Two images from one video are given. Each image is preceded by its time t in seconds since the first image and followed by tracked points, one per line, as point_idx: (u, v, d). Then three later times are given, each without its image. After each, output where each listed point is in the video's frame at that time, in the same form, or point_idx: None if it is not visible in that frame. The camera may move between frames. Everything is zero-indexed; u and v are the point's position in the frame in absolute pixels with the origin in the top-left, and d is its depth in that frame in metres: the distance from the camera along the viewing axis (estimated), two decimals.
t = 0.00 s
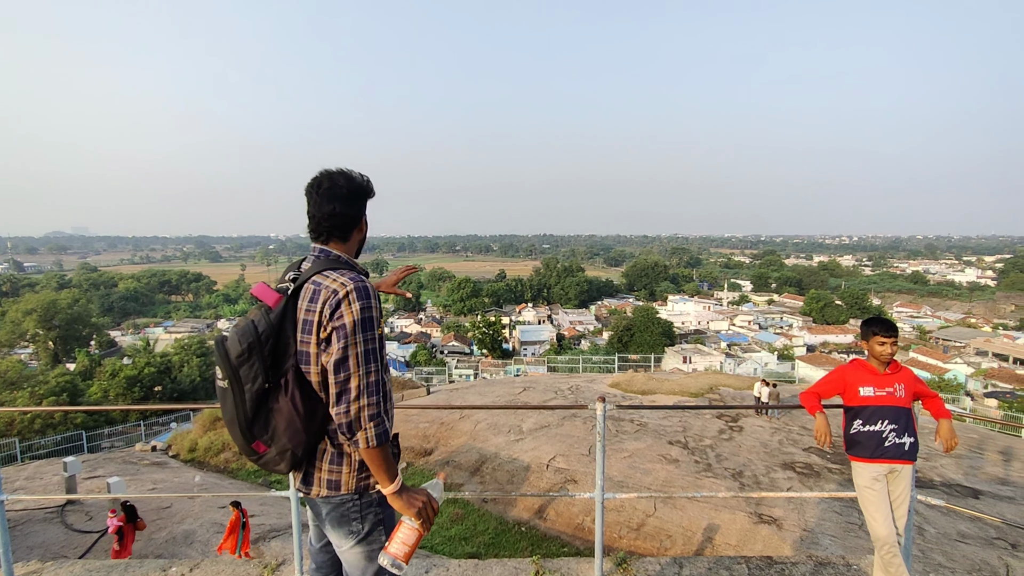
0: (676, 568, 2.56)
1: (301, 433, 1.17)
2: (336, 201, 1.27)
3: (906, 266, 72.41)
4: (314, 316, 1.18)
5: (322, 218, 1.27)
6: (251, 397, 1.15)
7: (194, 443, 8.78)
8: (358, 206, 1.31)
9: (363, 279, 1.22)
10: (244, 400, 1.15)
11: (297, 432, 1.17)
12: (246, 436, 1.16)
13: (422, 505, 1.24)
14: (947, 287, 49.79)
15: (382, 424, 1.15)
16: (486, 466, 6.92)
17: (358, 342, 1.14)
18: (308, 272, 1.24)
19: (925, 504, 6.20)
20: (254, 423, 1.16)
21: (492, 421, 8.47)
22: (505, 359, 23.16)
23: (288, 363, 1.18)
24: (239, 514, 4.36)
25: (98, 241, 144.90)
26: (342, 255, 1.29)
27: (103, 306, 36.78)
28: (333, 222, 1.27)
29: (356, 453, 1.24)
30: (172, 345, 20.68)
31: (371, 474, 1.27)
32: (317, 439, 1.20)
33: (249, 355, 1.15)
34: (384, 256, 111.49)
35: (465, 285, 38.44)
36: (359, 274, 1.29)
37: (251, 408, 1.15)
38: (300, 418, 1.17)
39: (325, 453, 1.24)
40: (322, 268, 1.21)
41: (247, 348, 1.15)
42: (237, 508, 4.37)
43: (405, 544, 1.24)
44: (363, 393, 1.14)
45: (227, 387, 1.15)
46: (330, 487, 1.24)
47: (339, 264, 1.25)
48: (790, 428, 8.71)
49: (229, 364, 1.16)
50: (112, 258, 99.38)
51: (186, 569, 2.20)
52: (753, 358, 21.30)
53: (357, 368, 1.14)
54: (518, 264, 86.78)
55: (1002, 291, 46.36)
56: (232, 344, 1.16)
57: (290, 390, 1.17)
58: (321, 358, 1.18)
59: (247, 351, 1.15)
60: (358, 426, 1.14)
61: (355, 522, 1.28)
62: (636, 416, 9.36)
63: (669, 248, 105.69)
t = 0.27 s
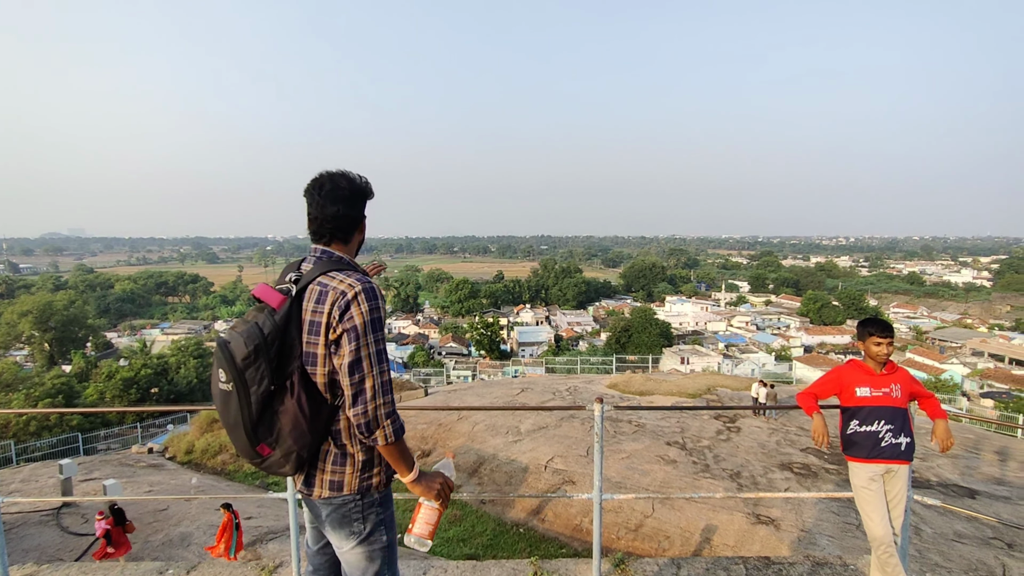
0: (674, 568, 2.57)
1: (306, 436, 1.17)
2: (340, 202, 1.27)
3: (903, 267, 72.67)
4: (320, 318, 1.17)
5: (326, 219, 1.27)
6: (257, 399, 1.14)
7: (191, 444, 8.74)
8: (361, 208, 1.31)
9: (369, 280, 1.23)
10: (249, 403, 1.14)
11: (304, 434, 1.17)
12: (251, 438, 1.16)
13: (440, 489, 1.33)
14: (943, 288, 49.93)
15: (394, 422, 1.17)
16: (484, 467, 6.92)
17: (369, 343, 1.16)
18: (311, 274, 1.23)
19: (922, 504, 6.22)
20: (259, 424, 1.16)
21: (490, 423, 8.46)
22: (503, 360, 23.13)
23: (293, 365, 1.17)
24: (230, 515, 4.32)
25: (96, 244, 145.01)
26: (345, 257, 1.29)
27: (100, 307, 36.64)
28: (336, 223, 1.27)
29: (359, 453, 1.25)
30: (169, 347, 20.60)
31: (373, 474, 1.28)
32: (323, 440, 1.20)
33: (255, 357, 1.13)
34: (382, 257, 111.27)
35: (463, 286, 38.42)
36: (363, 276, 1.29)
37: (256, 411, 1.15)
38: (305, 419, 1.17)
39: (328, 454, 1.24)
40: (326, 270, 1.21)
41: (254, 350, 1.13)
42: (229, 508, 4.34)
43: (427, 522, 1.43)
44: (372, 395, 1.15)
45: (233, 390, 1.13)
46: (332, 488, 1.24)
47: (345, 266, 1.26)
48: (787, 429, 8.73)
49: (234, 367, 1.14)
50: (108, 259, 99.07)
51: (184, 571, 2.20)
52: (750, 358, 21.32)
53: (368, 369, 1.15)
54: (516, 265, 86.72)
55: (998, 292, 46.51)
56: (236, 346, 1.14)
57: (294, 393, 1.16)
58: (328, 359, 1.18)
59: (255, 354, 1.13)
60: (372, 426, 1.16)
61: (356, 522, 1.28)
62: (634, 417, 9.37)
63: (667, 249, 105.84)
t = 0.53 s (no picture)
0: (672, 569, 2.57)
1: (316, 439, 1.16)
2: (346, 203, 1.28)
3: (901, 267, 72.88)
4: (330, 318, 1.17)
5: (333, 220, 1.28)
6: (267, 402, 1.12)
7: (188, 446, 8.72)
8: (366, 210, 1.33)
9: (376, 281, 1.25)
10: (259, 405, 1.12)
11: (314, 437, 1.16)
12: (259, 441, 1.13)
13: (445, 483, 1.36)
14: (940, 288, 50.11)
15: (405, 421, 1.19)
16: (483, 468, 6.91)
17: (381, 343, 1.17)
18: (317, 275, 1.22)
19: (919, 504, 6.24)
20: (268, 427, 1.14)
21: (488, 423, 8.46)
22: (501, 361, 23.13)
23: (302, 366, 1.16)
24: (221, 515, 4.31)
25: (92, 244, 144.65)
26: (350, 258, 1.29)
27: (97, 308, 36.54)
28: (340, 223, 1.28)
29: (364, 453, 1.25)
30: (166, 348, 20.55)
31: (377, 473, 1.27)
32: (332, 441, 1.20)
33: (266, 359, 1.12)
34: (380, 258, 111.19)
35: (461, 287, 38.39)
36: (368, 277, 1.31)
37: (265, 413, 1.13)
38: (313, 421, 1.16)
39: (335, 454, 1.24)
40: (333, 270, 1.21)
41: (265, 352, 1.12)
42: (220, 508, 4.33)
43: (434, 519, 1.42)
44: (384, 395, 1.16)
45: (242, 393, 1.11)
46: (337, 489, 1.24)
47: (351, 267, 1.27)
48: (785, 429, 8.75)
49: (243, 369, 1.12)
50: (105, 260, 98.87)
51: (183, 572, 2.20)
52: (748, 359, 21.37)
53: (380, 368, 1.17)
54: (514, 266, 86.76)
55: (995, 293, 46.65)
56: (245, 348, 1.12)
57: (303, 395, 1.15)
58: (338, 359, 1.19)
59: (264, 356, 1.12)
60: (386, 425, 1.18)
61: (358, 523, 1.27)
62: (632, 417, 9.38)
63: (665, 249, 106.02)
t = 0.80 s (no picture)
0: (671, 569, 2.57)
1: (323, 438, 1.16)
2: (355, 205, 1.29)
3: (899, 268, 73.07)
4: (335, 318, 1.18)
5: (343, 221, 1.28)
6: (274, 402, 1.11)
7: (186, 446, 8.71)
8: (373, 212, 1.35)
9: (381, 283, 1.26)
10: (264, 406, 1.11)
11: (321, 435, 1.15)
12: (263, 442, 1.12)
13: (444, 487, 1.37)
14: (938, 288, 50.26)
15: (410, 423, 1.21)
16: (482, 469, 6.92)
17: (388, 344, 1.19)
18: (322, 275, 1.22)
19: (917, 504, 6.23)
20: (272, 428, 1.12)
21: (487, 424, 8.46)
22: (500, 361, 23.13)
23: (307, 366, 1.16)
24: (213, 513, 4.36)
25: (90, 244, 144.36)
26: (352, 258, 1.30)
27: (95, 309, 36.52)
28: (345, 224, 1.28)
29: (366, 453, 1.26)
30: (164, 348, 20.52)
31: (379, 473, 1.28)
32: (335, 442, 1.20)
33: (272, 358, 1.10)
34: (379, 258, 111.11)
35: (460, 287, 38.39)
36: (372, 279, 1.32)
37: (269, 414, 1.11)
38: (318, 421, 1.15)
39: (336, 456, 1.23)
40: (338, 270, 1.22)
41: (270, 352, 1.10)
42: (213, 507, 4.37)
43: (433, 522, 1.43)
44: (389, 394, 1.17)
45: (247, 393, 1.10)
46: (339, 489, 1.24)
47: (359, 269, 1.27)
48: (784, 429, 8.76)
49: (248, 369, 1.09)
50: (105, 260, 98.82)
51: (182, 573, 2.19)
52: (747, 359, 21.40)
53: (386, 368, 1.18)
54: (513, 266, 86.85)
55: (992, 293, 46.77)
56: (248, 349, 1.10)
57: (309, 395, 1.15)
58: (343, 360, 1.19)
59: (270, 355, 1.10)
60: (390, 425, 1.18)
61: (359, 523, 1.27)
62: (631, 417, 9.39)
63: (664, 249, 106.20)
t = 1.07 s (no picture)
0: (670, 568, 2.58)
1: (324, 439, 1.16)
2: (350, 203, 1.28)
3: (897, 267, 73.30)
4: (333, 317, 1.17)
5: (338, 220, 1.27)
6: (274, 403, 1.11)
7: (185, 446, 8.69)
8: (368, 210, 1.34)
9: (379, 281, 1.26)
10: (264, 408, 1.10)
11: (321, 436, 1.16)
12: (263, 444, 1.12)
13: (444, 485, 1.37)
14: (936, 288, 50.40)
15: (411, 420, 1.21)
16: (481, 468, 6.92)
17: (387, 342, 1.19)
18: (319, 275, 1.22)
19: (915, 504, 6.24)
20: (272, 429, 1.12)
21: (486, 423, 8.46)
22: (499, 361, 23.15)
23: (306, 367, 1.16)
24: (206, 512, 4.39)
25: (88, 244, 144.10)
26: (349, 258, 1.29)
27: (93, 309, 36.46)
28: (338, 224, 1.28)
29: (366, 453, 1.26)
30: (163, 348, 20.49)
31: (379, 472, 1.28)
32: (335, 442, 1.20)
33: (272, 358, 1.11)
34: (378, 258, 111.04)
35: (459, 287, 38.40)
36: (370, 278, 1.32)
37: (270, 415, 1.11)
38: (318, 422, 1.15)
39: (336, 457, 1.23)
40: (335, 270, 1.22)
41: (269, 353, 1.10)
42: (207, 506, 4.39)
43: (433, 520, 1.44)
44: (389, 393, 1.17)
45: (247, 396, 1.09)
46: (340, 489, 1.24)
47: (355, 269, 1.27)
48: (782, 429, 8.78)
49: (247, 372, 1.09)
50: (103, 259, 98.54)
51: (179, 573, 2.19)
52: (746, 359, 21.44)
53: (386, 367, 1.17)
54: (512, 266, 86.82)
55: (991, 292, 46.86)
56: (247, 351, 1.10)
57: (309, 395, 1.15)
58: (342, 359, 1.19)
59: (269, 356, 1.10)
60: (391, 424, 1.18)
61: (359, 522, 1.28)
62: (630, 417, 9.40)
63: (663, 249, 106.22)
